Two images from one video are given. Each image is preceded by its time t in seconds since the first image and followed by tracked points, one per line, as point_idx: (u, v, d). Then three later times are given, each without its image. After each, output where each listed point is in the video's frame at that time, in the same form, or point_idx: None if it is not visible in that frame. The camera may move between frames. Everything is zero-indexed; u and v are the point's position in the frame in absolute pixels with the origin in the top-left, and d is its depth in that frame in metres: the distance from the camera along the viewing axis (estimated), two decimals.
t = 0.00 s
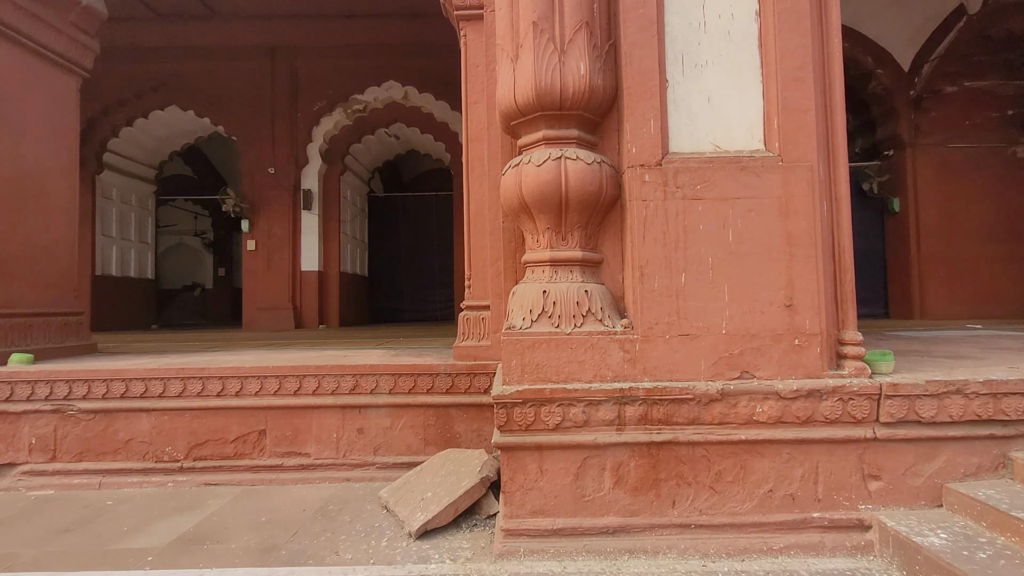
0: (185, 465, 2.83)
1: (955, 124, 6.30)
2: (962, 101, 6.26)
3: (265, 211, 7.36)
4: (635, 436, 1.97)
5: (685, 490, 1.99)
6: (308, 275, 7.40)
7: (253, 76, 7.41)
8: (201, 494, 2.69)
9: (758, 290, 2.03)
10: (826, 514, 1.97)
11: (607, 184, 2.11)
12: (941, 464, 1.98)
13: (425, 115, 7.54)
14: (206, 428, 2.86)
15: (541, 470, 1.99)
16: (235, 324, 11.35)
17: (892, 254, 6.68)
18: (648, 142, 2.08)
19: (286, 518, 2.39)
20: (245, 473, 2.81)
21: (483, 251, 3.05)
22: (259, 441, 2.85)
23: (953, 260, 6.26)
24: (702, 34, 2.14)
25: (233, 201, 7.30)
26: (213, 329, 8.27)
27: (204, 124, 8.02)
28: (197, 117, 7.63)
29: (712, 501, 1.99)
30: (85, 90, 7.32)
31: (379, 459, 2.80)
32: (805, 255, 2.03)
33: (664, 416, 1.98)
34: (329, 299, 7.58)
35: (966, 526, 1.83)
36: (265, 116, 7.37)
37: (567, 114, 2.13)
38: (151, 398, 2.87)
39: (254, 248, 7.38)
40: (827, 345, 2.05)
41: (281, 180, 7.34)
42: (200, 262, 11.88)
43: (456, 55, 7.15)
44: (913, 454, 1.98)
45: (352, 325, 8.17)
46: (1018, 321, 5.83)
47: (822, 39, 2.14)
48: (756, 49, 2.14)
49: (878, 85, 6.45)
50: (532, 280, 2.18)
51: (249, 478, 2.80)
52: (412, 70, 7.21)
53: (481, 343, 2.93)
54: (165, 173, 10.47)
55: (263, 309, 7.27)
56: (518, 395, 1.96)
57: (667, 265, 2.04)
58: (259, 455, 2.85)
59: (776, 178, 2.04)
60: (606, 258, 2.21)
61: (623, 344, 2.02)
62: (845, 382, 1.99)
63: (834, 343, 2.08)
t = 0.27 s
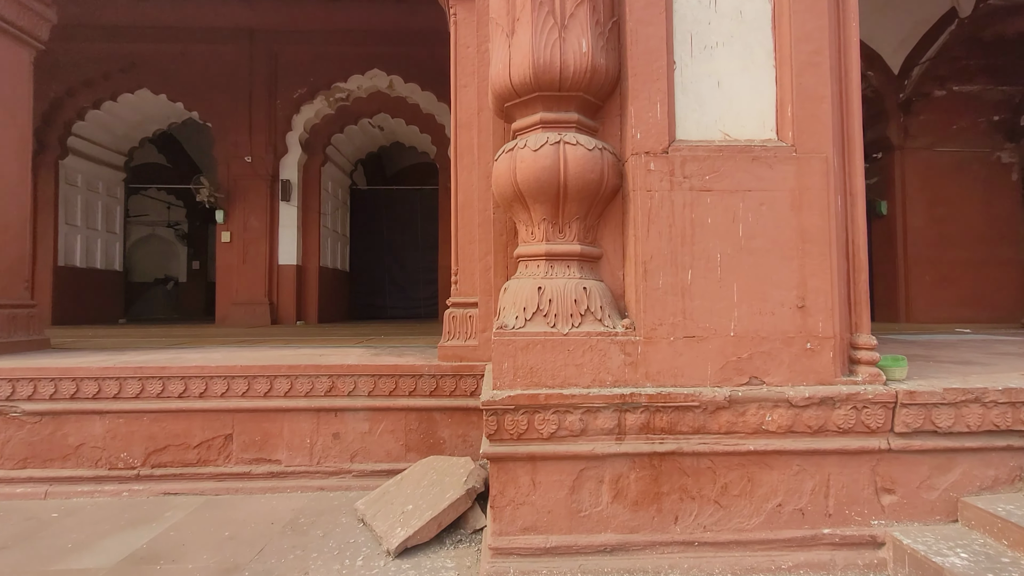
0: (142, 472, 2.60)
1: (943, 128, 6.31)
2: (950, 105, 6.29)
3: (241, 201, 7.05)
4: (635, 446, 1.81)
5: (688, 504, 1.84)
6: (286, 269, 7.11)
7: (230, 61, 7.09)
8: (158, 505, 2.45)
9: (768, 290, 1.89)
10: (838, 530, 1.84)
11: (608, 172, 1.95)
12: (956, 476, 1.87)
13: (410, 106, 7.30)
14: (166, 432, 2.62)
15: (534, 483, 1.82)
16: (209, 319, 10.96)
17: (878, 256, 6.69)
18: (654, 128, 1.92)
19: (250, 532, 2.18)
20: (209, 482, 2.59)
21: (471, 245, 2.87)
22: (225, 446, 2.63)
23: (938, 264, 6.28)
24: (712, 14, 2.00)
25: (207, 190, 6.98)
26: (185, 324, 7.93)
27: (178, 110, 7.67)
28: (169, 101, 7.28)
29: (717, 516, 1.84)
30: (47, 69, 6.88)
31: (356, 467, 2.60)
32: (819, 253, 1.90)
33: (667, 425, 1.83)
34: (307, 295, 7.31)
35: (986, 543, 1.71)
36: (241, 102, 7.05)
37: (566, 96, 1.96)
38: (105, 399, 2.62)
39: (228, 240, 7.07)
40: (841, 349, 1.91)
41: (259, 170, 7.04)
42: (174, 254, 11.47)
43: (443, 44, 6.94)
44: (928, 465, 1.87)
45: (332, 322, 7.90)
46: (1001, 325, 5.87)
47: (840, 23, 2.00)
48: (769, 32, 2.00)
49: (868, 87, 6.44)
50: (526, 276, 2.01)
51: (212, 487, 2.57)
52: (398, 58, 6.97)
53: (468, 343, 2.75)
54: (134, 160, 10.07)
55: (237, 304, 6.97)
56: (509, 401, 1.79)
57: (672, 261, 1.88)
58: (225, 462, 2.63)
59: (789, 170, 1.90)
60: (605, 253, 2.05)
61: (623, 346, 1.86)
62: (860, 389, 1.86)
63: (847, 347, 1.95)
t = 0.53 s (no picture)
0: (102, 489, 2.38)
1: (935, 132, 6.31)
2: (941, 108, 6.29)
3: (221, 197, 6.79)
4: (644, 465, 1.66)
5: (699, 528, 1.70)
6: (267, 267, 6.86)
7: (211, 51, 6.83)
8: (119, 526, 2.24)
9: (787, 296, 1.75)
10: (859, 555, 1.71)
11: (614, 166, 1.80)
12: (982, 496, 1.75)
13: (398, 101, 7.09)
14: (129, 446, 2.41)
15: (533, 507, 1.66)
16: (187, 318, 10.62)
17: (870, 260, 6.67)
18: (665, 119, 1.77)
19: (219, 557, 1.98)
20: (176, 500, 2.39)
21: (464, 244, 2.70)
22: (194, 460, 2.42)
23: (930, 267, 6.27)
24: None
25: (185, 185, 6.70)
26: (160, 324, 7.63)
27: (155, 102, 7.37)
28: (146, 92, 6.99)
29: (730, 540, 1.70)
30: (18, 56, 6.62)
31: (338, 482, 2.42)
32: (839, 256, 1.77)
33: (678, 441, 1.68)
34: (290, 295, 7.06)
35: (1017, 570, 1.60)
36: (222, 94, 6.79)
37: (570, 83, 1.80)
38: (62, 409, 2.41)
39: (207, 237, 6.80)
40: (862, 358, 1.79)
41: (239, 165, 6.78)
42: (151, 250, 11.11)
43: (433, 37, 6.75)
44: (953, 483, 1.75)
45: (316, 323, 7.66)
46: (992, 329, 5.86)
47: (861, 10, 1.88)
48: (787, 19, 1.87)
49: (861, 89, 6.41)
50: (525, 278, 1.85)
51: (180, 505, 2.37)
52: (386, 51, 6.77)
53: (459, 349, 2.58)
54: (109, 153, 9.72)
55: (215, 304, 6.72)
56: (506, 417, 1.63)
57: (684, 263, 1.74)
58: (194, 477, 2.43)
59: (809, 167, 1.77)
60: (610, 254, 1.90)
61: (631, 356, 1.71)
62: (883, 402, 1.73)
63: (867, 357, 1.83)
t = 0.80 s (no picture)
0: (61, 505, 2.19)
1: (929, 128, 6.28)
2: (935, 105, 6.27)
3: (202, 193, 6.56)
4: (655, 477, 1.52)
5: (714, 544, 1.56)
6: (250, 266, 6.63)
7: (191, 41, 6.59)
8: (78, 545, 2.05)
9: (807, 293, 1.62)
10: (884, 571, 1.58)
11: (621, 151, 1.66)
12: (1013, 505, 1.63)
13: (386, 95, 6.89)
14: (91, 457, 2.22)
15: (533, 525, 1.50)
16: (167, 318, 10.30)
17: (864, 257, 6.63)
18: (676, 100, 1.63)
19: None
20: (143, 515, 2.20)
21: (455, 239, 2.55)
22: (163, 472, 2.24)
23: (924, 265, 6.24)
24: None
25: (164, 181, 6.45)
26: (138, 325, 7.37)
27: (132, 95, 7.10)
28: (122, 84, 6.72)
29: (747, 557, 1.56)
30: None
31: (320, 494, 2.25)
32: (862, 248, 1.64)
33: (691, 451, 1.54)
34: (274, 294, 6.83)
35: None
36: (202, 86, 6.55)
37: (572, 61, 1.65)
38: (18, 418, 2.21)
39: (187, 235, 6.57)
40: (886, 358, 1.66)
41: (221, 160, 6.55)
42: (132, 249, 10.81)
43: (422, 29, 6.57)
44: (982, 492, 1.63)
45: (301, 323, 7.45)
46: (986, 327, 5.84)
47: None
48: None
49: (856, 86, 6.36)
50: (523, 272, 1.70)
51: (146, 521, 2.18)
52: (373, 43, 6.57)
53: (451, 350, 2.42)
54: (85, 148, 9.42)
55: (195, 304, 6.48)
56: (504, 426, 1.48)
57: (697, 257, 1.60)
58: (163, 491, 2.24)
59: (830, 153, 1.64)
60: (615, 247, 1.76)
61: (640, 358, 1.57)
62: (910, 407, 1.60)
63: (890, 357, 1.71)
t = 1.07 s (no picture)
0: (7, 525, 1.99)
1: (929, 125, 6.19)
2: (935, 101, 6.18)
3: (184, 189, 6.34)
4: (666, 498, 1.35)
5: (731, 572, 1.39)
6: (233, 264, 6.40)
7: (171, 31, 6.35)
8: (23, 571, 1.85)
9: (833, 290, 1.45)
10: None
11: (626, 132, 1.49)
12: None
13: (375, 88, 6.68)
14: (42, 472, 2.02)
15: (528, 553, 1.33)
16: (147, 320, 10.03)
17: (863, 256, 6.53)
18: (688, 75, 1.46)
19: None
20: (99, 536, 2.00)
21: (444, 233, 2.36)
22: (122, 488, 2.04)
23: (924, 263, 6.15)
24: None
25: (143, 176, 6.21)
26: (117, 325, 7.11)
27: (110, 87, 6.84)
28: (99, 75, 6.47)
29: None
30: None
31: (295, 511, 2.06)
32: (893, 240, 1.48)
33: (706, 468, 1.37)
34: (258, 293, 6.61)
35: None
36: (183, 78, 6.32)
37: (572, 30, 1.48)
38: None
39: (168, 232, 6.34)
40: (919, 362, 1.50)
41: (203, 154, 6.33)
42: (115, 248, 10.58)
43: (412, 20, 6.37)
44: None
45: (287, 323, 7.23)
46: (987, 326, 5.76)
47: None
48: None
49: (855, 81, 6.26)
50: (516, 267, 1.53)
51: (102, 543, 1.98)
52: (362, 34, 6.36)
53: (439, 354, 2.24)
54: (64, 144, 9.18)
55: (176, 304, 6.25)
56: (496, 442, 1.30)
57: (711, 250, 1.43)
58: (122, 509, 2.04)
59: (858, 135, 1.48)
60: (619, 239, 1.58)
61: (648, 364, 1.39)
62: (947, 417, 1.44)
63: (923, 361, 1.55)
